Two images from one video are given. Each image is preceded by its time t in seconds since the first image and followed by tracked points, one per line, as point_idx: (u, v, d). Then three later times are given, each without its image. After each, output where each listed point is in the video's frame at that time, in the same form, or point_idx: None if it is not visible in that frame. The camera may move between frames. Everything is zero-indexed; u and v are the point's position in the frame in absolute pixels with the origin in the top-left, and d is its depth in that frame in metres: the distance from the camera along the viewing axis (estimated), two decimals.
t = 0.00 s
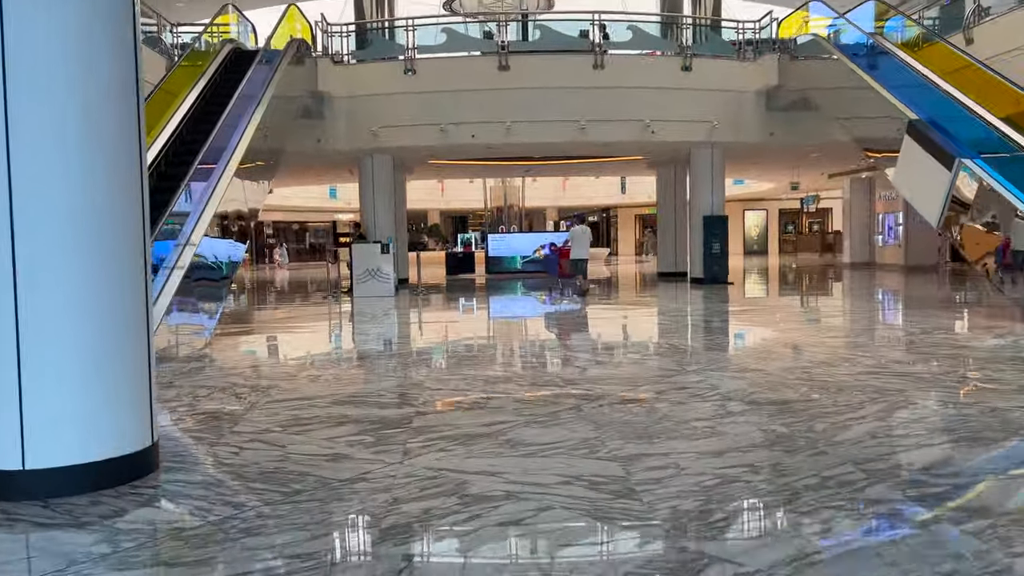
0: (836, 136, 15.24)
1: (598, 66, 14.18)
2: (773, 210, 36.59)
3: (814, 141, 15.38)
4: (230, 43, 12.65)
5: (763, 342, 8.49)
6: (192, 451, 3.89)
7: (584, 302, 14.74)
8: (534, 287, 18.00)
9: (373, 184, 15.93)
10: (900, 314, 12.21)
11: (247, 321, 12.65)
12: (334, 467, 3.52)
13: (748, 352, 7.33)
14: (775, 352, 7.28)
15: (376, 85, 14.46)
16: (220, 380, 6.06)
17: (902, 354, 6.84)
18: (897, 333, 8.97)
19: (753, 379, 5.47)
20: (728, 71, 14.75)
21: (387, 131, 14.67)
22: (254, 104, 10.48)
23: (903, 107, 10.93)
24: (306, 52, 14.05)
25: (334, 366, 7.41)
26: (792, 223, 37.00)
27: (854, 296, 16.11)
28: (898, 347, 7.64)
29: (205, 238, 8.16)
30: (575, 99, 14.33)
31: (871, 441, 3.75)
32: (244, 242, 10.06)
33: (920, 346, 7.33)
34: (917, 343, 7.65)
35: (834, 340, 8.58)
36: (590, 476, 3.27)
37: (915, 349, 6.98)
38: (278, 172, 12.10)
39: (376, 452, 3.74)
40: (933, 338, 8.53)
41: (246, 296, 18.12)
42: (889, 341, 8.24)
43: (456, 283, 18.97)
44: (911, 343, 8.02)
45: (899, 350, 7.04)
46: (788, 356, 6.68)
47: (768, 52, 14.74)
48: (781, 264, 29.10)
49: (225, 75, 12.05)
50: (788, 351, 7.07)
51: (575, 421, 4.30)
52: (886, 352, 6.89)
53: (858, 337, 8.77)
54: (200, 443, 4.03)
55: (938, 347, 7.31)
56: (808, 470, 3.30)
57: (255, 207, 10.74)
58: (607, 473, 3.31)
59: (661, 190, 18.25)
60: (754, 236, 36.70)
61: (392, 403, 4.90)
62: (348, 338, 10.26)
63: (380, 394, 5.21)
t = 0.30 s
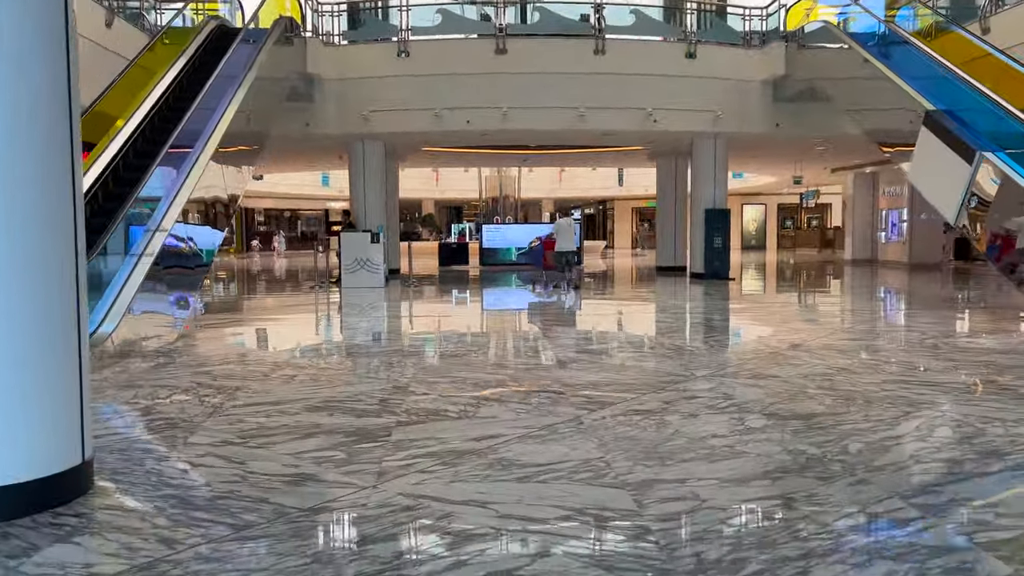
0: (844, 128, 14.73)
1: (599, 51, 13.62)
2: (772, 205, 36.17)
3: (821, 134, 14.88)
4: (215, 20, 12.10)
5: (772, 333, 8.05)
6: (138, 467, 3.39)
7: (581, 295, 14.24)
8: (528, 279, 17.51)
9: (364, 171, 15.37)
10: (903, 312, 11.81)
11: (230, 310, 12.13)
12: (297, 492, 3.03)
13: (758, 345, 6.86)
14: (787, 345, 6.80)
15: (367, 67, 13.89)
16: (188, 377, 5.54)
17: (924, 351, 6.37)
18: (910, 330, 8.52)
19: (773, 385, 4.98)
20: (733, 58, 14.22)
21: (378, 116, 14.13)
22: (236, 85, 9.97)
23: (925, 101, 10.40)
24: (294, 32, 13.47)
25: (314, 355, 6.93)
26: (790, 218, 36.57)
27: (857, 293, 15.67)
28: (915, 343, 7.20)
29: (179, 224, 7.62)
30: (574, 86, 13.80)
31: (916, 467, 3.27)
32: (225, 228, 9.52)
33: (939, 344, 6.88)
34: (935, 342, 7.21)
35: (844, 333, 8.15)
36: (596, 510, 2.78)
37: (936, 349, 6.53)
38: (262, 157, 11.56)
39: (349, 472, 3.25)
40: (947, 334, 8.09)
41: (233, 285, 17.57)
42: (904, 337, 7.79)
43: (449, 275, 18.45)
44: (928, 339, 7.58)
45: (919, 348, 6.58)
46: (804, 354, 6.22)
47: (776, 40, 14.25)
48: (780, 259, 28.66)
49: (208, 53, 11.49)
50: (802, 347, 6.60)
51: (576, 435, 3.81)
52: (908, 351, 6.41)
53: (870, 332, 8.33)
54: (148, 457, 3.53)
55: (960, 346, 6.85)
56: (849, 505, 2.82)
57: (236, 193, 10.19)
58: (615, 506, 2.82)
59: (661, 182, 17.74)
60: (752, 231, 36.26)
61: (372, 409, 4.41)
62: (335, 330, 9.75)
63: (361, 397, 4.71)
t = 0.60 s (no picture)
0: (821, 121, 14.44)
1: (574, 36, 13.03)
2: (740, 199, 36.14)
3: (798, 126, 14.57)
4: None
5: (754, 329, 7.64)
6: (40, 501, 2.84)
7: (551, 287, 13.81)
8: (497, 271, 17.05)
9: (326, 158, 14.74)
10: (880, 308, 11.55)
11: (184, 300, 11.49)
12: (227, 536, 2.52)
13: (744, 345, 6.44)
14: (774, 345, 6.41)
15: (330, 48, 13.15)
16: (122, 381, 4.97)
17: (920, 354, 6.01)
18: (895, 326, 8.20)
19: (770, 394, 4.55)
20: (710, 46, 13.63)
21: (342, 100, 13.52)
22: (186, 64, 9.34)
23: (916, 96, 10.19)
24: (251, 10, 12.74)
25: (266, 353, 6.38)
26: (759, 212, 36.60)
27: (830, 288, 15.45)
28: (905, 342, 6.86)
29: (121, 212, 7.01)
30: (546, 72, 13.29)
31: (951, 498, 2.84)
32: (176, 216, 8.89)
33: (932, 344, 6.53)
34: (926, 341, 6.87)
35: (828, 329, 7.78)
36: (589, 560, 2.32)
37: (931, 350, 6.18)
38: (215, 141, 10.90)
39: (293, 508, 2.74)
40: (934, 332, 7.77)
41: (189, 274, 16.84)
42: (892, 335, 7.45)
43: (416, 266, 17.89)
44: (917, 338, 7.24)
45: (913, 350, 6.23)
46: (794, 356, 5.81)
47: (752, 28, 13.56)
48: (749, 253, 28.56)
49: (158, 30, 10.78)
50: (791, 348, 6.20)
51: (559, 455, 3.33)
52: (902, 353, 6.05)
53: (855, 328, 7.97)
54: (54, 487, 2.98)
55: (953, 347, 6.51)
56: (886, 552, 2.38)
57: (187, 179, 9.56)
58: (611, 555, 2.35)
59: (633, 172, 17.34)
60: (720, 224, 36.18)
61: (325, 423, 3.88)
62: (295, 323, 9.20)
63: (314, 408, 4.18)
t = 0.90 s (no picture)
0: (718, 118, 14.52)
1: (470, 28, 12.71)
2: (635, 196, 36.68)
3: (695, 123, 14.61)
4: None
5: (664, 327, 7.42)
6: None
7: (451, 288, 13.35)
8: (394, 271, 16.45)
9: (208, 153, 13.75)
10: (778, 301, 11.68)
11: (46, 308, 10.38)
12: None
13: (658, 346, 6.16)
14: (689, 346, 6.15)
15: (209, 36, 12.24)
16: None
17: (835, 352, 5.87)
18: (799, 320, 8.17)
19: (697, 404, 4.24)
20: (608, 42, 13.56)
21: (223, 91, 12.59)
22: (41, 47, 8.33)
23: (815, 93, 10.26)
24: None
25: (133, 370, 5.63)
26: (653, 209, 37.26)
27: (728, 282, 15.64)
28: (813, 336, 6.77)
29: None
30: (443, 64, 12.78)
31: (915, 529, 2.54)
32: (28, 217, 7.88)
33: (842, 341, 6.45)
34: (833, 335, 6.81)
35: (736, 325, 7.65)
36: None
37: (843, 348, 6.06)
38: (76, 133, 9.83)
39: None
40: (837, 325, 7.78)
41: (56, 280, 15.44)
42: (799, 329, 7.38)
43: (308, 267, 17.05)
44: (824, 333, 7.19)
45: (826, 348, 6.10)
46: (712, 358, 5.55)
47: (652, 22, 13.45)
48: (646, 249, 28.94)
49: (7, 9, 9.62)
50: (706, 349, 5.96)
51: (475, 494, 2.86)
52: (817, 352, 5.90)
53: (761, 322, 7.88)
54: None
55: (862, 343, 6.45)
56: None
57: (42, 176, 8.56)
58: None
59: (533, 169, 17.06)
60: (616, 221, 36.63)
61: (195, 463, 3.28)
62: (172, 332, 8.38)
63: (183, 444, 3.55)
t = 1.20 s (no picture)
0: (546, 116, 14.51)
1: (287, 14, 11.87)
2: (462, 194, 36.65)
3: (524, 121, 14.54)
4: None
5: (505, 328, 7.15)
6: None
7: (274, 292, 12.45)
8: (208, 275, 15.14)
9: None
10: (609, 297, 11.81)
11: None
12: None
13: (502, 350, 5.85)
14: (534, 349, 5.88)
15: None
16: None
17: (678, 349, 5.81)
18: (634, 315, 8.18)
19: (553, 416, 3.93)
20: (435, 35, 13.24)
21: None
22: None
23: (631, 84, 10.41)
24: None
25: None
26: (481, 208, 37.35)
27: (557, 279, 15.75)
28: (652, 331, 6.75)
29: None
30: (258, 51, 11.84)
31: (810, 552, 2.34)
32: None
33: (680, 336, 6.45)
34: (670, 330, 6.81)
35: (574, 321, 7.53)
36: None
37: (685, 345, 6.03)
38: None
39: None
40: (673, 319, 7.85)
41: None
42: (636, 324, 7.36)
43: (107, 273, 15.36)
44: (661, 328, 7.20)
45: (668, 345, 6.04)
46: (561, 363, 5.30)
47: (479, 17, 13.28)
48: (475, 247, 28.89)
49: None
50: (553, 352, 5.71)
51: (315, 552, 2.36)
52: (661, 350, 5.81)
53: (599, 319, 7.81)
54: None
55: (700, 338, 6.48)
56: None
57: None
58: None
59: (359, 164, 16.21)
60: (444, 220, 36.42)
61: None
62: None
63: None
